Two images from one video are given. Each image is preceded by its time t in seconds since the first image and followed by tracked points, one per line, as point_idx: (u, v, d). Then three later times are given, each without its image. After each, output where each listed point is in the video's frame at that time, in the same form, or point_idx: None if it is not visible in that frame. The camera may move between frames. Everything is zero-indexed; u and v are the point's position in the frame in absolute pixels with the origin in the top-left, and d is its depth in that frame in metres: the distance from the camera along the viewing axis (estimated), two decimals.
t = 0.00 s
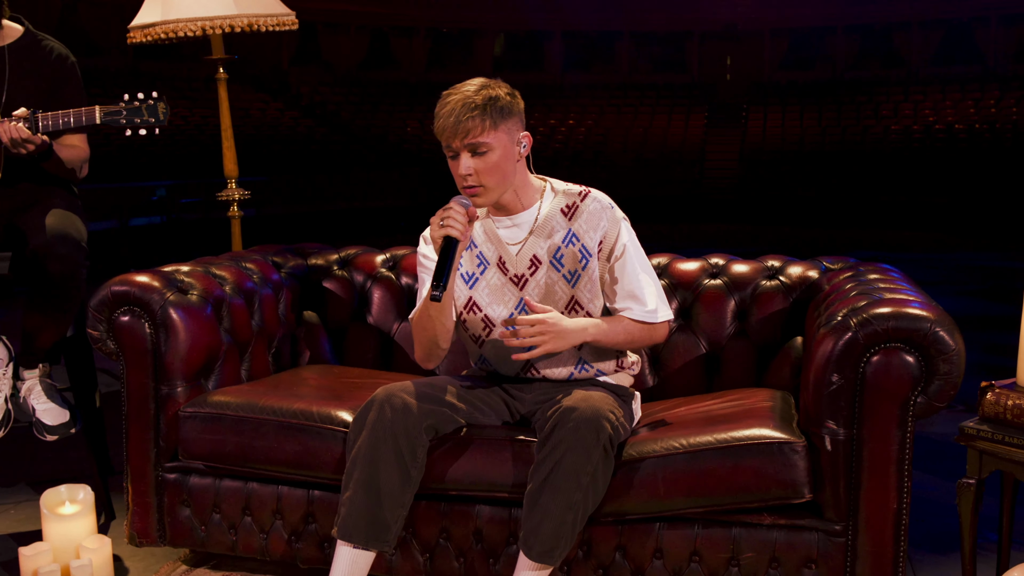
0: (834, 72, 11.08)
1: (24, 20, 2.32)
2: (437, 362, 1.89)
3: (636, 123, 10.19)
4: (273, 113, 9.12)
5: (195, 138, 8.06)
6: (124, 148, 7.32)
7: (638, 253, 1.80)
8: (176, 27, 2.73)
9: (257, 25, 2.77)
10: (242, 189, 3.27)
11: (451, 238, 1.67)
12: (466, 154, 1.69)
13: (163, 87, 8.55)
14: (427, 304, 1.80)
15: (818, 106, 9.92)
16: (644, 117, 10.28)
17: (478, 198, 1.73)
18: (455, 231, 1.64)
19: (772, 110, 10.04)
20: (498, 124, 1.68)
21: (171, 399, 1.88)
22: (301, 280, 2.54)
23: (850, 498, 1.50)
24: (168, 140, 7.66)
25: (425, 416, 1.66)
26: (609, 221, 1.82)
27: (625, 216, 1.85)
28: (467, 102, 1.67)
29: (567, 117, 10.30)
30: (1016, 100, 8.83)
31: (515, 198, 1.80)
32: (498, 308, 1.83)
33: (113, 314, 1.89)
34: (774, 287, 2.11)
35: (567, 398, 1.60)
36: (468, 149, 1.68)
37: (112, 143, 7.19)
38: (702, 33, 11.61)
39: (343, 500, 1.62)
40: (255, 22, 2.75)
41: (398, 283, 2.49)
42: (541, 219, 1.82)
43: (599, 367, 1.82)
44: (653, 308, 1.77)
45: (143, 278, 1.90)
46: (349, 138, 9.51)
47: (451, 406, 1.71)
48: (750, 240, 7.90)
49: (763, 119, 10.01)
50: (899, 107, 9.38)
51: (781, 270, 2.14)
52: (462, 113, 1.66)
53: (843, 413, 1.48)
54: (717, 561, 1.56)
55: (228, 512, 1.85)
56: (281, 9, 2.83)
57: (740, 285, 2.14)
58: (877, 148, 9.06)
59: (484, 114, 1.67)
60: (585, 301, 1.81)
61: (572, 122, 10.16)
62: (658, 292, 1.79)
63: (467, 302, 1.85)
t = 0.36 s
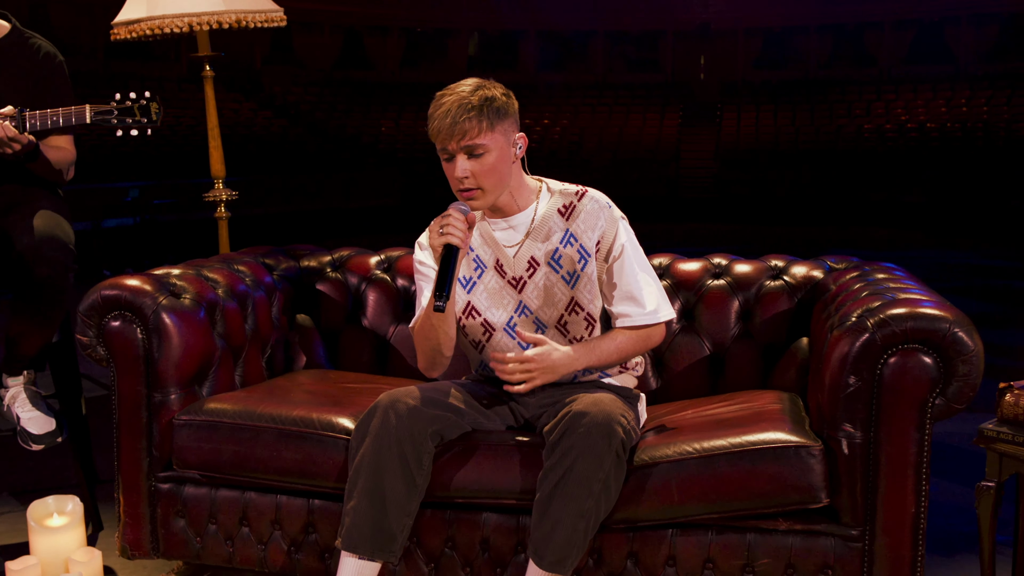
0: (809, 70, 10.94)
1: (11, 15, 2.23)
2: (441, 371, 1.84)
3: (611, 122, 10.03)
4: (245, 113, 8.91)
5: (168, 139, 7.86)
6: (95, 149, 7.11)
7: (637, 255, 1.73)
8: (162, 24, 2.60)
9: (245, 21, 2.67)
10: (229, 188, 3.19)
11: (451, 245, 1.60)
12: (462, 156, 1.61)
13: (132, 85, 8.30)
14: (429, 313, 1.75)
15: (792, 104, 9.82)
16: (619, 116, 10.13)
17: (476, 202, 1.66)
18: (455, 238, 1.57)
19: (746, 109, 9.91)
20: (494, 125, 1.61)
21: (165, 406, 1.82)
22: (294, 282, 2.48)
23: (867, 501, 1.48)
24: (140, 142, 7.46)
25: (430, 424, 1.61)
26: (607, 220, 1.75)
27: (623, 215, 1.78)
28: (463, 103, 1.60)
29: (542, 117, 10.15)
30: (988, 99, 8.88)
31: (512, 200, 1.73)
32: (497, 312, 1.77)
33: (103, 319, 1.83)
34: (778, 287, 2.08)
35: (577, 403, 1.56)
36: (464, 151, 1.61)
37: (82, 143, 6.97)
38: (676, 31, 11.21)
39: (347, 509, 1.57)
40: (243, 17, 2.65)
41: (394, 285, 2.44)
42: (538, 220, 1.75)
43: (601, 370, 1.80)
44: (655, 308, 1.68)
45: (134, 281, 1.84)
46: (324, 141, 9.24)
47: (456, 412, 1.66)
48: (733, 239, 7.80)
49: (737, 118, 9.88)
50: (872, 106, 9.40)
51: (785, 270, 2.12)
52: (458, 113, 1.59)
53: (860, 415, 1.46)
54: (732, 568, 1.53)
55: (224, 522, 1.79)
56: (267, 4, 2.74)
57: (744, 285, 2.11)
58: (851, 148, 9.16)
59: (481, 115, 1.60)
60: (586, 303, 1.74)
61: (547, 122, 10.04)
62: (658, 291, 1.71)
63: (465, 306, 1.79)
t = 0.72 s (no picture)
0: (781, 71, 10.91)
1: None
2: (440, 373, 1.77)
3: (585, 122, 10.02)
4: (219, 112, 8.76)
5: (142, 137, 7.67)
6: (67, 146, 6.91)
7: (640, 254, 1.67)
8: (146, 18, 2.50)
9: (233, 15, 2.54)
10: (215, 187, 3.12)
11: (454, 244, 1.53)
12: (462, 151, 1.55)
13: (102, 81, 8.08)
14: (429, 312, 1.68)
15: (765, 104, 9.85)
16: (593, 116, 10.08)
17: (477, 198, 1.59)
18: (457, 235, 1.50)
19: (719, 109, 9.89)
20: (495, 119, 1.56)
21: (156, 414, 1.75)
22: (285, 283, 2.42)
23: (884, 507, 1.44)
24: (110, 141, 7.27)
25: (434, 430, 1.55)
26: (610, 218, 1.68)
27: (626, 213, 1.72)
28: (463, 97, 1.55)
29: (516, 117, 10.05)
30: (959, 98, 9.19)
31: (512, 197, 1.66)
32: (498, 312, 1.70)
33: (91, 324, 1.76)
34: (783, 288, 2.06)
35: (587, 407, 1.51)
36: (464, 147, 1.55)
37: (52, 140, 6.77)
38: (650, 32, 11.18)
39: (349, 519, 1.52)
40: (230, 12, 2.53)
41: (388, 286, 2.39)
42: (540, 218, 1.68)
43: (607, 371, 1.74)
44: (661, 308, 1.63)
45: (123, 284, 1.77)
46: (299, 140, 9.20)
47: (460, 417, 1.60)
48: (716, 237, 7.76)
49: (711, 117, 9.85)
50: (845, 107, 9.51)
51: (790, 270, 2.09)
52: (458, 108, 1.54)
53: (878, 418, 1.42)
54: None
55: (219, 533, 1.73)
56: None
57: (748, 285, 2.08)
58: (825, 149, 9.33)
59: (482, 108, 1.55)
60: (589, 302, 1.67)
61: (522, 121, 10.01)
62: (664, 290, 1.65)
63: (465, 307, 1.71)
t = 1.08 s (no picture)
0: (756, 71, 10.85)
1: None
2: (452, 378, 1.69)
3: (561, 123, 9.93)
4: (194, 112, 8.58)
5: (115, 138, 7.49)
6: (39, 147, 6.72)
7: (647, 261, 1.62)
8: (132, 16, 2.41)
9: (220, 13, 2.45)
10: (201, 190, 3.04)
11: (467, 245, 1.48)
12: (471, 150, 1.51)
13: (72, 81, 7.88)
14: (443, 317, 1.61)
15: (739, 104, 9.80)
16: (568, 116, 9.99)
17: (486, 197, 1.55)
18: (470, 236, 1.45)
19: (693, 108, 9.84)
20: (505, 117, 1.52)
21: (149, 425, 1.70)
22: (277, 288, 2.36)
23: (901, 515, 1.42)
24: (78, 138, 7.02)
25: (440, 441, 1.51)
26: (617, 224, 1.64)
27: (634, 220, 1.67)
28: (473, 94, 1.51)
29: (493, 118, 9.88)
30: (931, 98, 9.02)
31: (520, 199, 1.62)
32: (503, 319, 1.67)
33: (79, 333, 1.69)
34: (787, 292, 2.03)
35: (598, 416, 1.47)
36: (474, 144, 1.51)
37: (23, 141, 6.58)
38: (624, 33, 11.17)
39: (353, 533, 1.47)
40: (218, 9, 2.44)
41: (383, 291, 2.35)
42: (546, 224, 1.65)
43: (613, 379, 1.71)
44: (663, 318, 1.58)
45: (112, 291, 1.71)
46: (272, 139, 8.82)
47: (466, 427, 1.56)
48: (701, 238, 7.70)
49: (686, 116, 9.79)
50: (818, 106, 9.43)
51: (792, 274, 2.07)
52: (468, 104, 1.50)
53: (894, 426, 1.40)
54: None
55: (215, 548, 1.67)
56: None
57: (751, 289, 2.06)
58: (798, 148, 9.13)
59: (491, 106, 1.50)
60: (596, 309, 1.64)
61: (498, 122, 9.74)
62: (670, 299, 1.61)
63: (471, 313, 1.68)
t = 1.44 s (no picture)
0: (728, 71, 10.83)
1: None
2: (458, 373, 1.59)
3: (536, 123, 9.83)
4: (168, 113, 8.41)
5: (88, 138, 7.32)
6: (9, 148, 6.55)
7: (656, 261, 1.60)
8: (119, 12, 2.34)
9: (208, 10, 2.38)
10: (188, 191, 2.96)
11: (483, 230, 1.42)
12: (485, 139, 1.47)
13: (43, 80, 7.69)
14: (451, 303, 1.53)
15: (713, 103, 9.74)
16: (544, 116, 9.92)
17: (496, 186, 1.50)
18: (486, 221, 1.39)
19: (668, 109, 9.78)
20: (521, 107, 1.49)
21: (143, 435, 1.64)
22: (270, 292, 2.32)
23: (917, 521, 1.39)
24: (49, 138, 6.85)
25: (448, 449, 1.48)
26: (626, 223, 1.61)
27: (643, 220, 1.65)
28: (491, 82, 1.48)
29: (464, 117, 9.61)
30: (902, 98, 8.99)
31: (528, 194, 1.60)
32: (510, 316, 1.65)
33: (69, 340, 1.63)
34: (790, 293, 2.02)
35: (610, 422, 1.44)
36: (488, 134, 1.47)
37: None
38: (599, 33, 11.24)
39: (357, 545, 1.43)
40: (206, 6, 2.37)
41: (379, 294, 2.30)
42: (554, 221, 1.62)
43: (621, 379, 1.66)
44: (671, 317, 1.55)
45: (104, 297, 1.66)
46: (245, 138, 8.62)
47: (472, 434, 1.53)
48: (683, 239, 7.67)
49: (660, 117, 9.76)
50: (792, 106, 9.27)
51: (796, 275, 2.06)
52: (486, 93, 1.47)
53: (910, 431, 1.38)
54: None
55: (211, 561, 1.62)
56: None
57: (755, 290, 2.04)
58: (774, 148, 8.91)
59: (509, 95, 1.48)
60: (606, 307, 1.60)
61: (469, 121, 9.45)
62: (675, 300, 1.59)
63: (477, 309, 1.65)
